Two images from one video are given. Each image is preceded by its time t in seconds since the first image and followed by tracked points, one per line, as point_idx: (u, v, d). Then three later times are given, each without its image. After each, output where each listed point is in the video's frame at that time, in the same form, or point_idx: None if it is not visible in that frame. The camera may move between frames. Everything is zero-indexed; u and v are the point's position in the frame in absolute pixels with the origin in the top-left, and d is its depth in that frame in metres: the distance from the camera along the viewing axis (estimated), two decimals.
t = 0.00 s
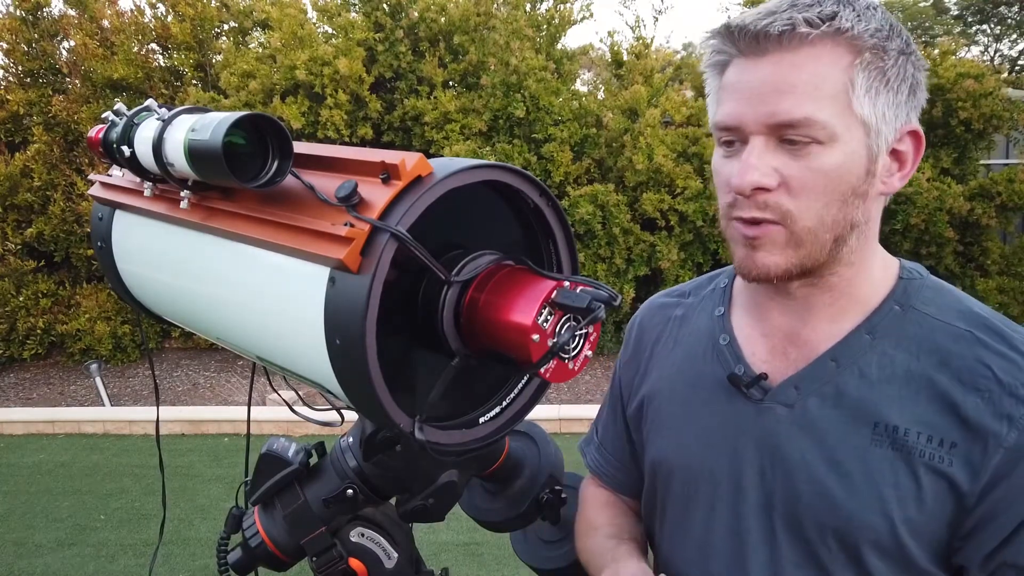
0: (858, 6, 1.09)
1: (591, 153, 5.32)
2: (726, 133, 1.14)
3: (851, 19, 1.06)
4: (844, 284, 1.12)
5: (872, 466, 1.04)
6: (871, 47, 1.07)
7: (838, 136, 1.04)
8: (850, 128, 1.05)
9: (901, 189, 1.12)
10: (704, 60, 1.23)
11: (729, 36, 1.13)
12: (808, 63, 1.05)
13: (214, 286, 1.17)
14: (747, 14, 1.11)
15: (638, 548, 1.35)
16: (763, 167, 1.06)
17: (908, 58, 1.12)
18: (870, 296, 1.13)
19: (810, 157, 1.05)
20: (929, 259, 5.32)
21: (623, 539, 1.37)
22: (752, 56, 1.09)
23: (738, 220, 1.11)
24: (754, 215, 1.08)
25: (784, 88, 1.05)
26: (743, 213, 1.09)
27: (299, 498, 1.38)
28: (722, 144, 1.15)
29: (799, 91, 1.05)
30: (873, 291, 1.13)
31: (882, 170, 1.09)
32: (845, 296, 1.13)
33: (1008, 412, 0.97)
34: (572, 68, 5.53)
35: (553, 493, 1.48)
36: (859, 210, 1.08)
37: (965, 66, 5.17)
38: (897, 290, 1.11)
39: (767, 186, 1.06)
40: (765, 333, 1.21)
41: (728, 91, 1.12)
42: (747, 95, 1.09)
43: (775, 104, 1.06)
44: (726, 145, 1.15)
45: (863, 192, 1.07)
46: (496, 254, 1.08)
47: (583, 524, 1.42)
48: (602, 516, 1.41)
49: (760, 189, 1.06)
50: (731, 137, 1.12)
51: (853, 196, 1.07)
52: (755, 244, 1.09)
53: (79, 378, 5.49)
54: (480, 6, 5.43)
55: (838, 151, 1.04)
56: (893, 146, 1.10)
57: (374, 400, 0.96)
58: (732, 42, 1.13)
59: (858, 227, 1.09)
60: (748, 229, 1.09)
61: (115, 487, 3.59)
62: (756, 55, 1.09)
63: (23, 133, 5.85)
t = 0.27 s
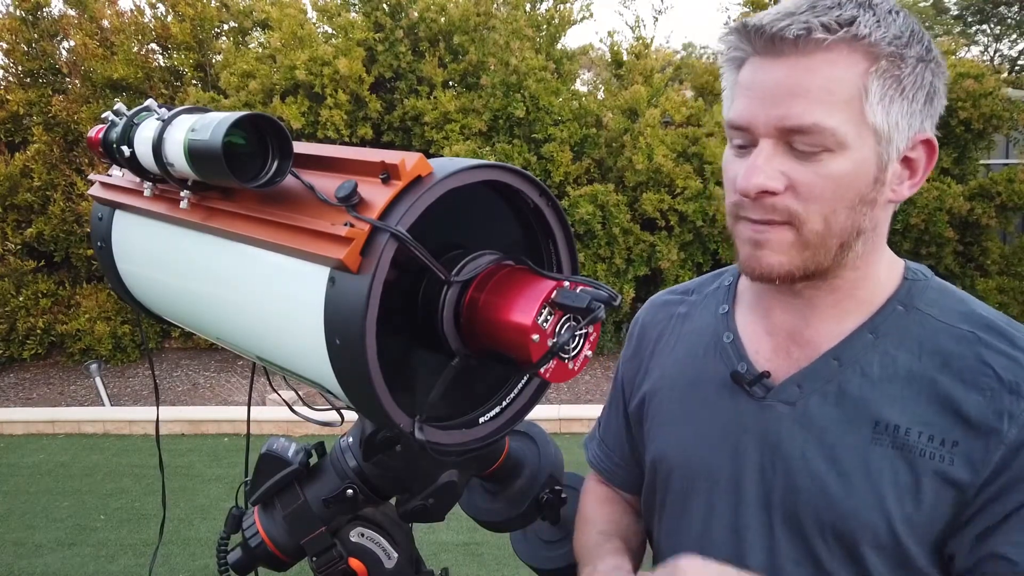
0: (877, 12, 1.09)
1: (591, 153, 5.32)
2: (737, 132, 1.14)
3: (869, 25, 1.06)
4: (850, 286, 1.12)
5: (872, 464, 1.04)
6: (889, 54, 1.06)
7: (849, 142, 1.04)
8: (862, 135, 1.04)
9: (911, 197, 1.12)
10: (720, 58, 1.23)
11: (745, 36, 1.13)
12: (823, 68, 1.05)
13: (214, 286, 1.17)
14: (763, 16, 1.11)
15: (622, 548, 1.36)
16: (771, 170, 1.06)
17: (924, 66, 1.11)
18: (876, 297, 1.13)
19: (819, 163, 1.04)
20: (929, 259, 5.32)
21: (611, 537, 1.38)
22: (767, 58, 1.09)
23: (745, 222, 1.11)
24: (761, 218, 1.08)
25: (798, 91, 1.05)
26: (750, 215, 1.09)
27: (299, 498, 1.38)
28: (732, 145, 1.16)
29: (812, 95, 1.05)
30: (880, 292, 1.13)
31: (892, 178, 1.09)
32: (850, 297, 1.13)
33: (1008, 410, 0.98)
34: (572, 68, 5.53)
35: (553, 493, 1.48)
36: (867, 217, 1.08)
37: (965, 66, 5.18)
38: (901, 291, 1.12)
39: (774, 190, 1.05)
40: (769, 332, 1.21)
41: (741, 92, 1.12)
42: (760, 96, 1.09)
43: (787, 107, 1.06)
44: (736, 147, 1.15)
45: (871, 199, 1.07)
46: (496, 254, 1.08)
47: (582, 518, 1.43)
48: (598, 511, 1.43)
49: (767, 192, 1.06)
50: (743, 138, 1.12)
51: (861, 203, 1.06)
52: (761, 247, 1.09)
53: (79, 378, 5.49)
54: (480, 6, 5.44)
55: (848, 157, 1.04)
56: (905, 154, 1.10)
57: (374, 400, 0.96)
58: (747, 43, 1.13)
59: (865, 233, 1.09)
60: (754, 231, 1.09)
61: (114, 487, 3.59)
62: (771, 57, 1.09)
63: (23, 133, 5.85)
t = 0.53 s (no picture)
0: (878, 21, 1.08)
1: (591, 153, 5.32)
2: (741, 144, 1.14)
3: (869, 36, 1.06)
4: (859, 288, 1.13)
5: (874, 460, 1.06)
6: (891, 64, 1.06)
7: (852, 153, 1.04)
8: (865, 145, 1.04)
9: (918, 201, 1.12)
10: (723, 67, 1.23)
11: (746, 48, 1.13)
12: (824, 81, 1.04)
13: (214, 286, 1.17)
14: (764, 29, 1.12)
15: (617, 544, 1.41)
16: (774, 183, 1.06)
17: (929, 72, 1.11)
18: (883, 298, 1.14)
19: (823, 174, 1.04)
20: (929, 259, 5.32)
21: (608, 533, 1.44)
22: (767, 72, 1.09)
23: (751, 233, 1.11)
24: (767, 230, 1.09)
25: (798, 104, 1.05)
26: (755, 226, 1.10)
27: (299, 498, 1.38)
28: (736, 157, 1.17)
29: (813, 108, 1.04)
30: (888, 292, 1.14)
31: (898, 184, 1.09)
32: (858, 297, 1.14)
33: (1010, 407, 0.98)
34: (572, 68, 5.53)
35: (553, 493, 1.48)
36: (872, 225, 1.08)
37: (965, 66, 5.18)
38: (909, 292, 1.14)
39: (778, 203, 1.06)
40: (778, 331, 1.24)
41: (743, 104, 1.13)
42: (761, 109, 1.09)
43: (788, 120, 1.06)
44: (739, 158, 1.16)
45: (877, 207, 1.07)
46: (496, 254, 1.08)
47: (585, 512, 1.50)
48: (598, 507, 1.48)
49: (771, 205, 1.06)
50: (746, 150, 1.12)
51: (866, 211, 1.06)
52: (769, 259, 1.10)
53: (79, 378, 5.49)
54: (480, 6, 5.44)
55: (852, 167, 1.04)
56: (911, 159, 1.10)
57: (375, 400, 0.96)
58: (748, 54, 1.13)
59: (871, 240, 1.09)
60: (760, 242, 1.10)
61: (114, 487, 3.59)
62: (771, 72, 1.08)
63: (23, 132, 5.85)
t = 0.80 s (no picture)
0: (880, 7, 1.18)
1: (591, 152, 5.32)
2: (768, 136, 1.19)
3: (882, 18, 1.15)
4: (866, 280, 1.23)
5: (875, 447, 1.14)
6: (901, 45, 1.16)
7: (885, 133, 1.13)
8: (894, 125, 1.14)
9: (921, 180, 1.25)
10: (722, 61, 1.29)
11: (764, 43, 1.18)
12: (855, 64, 1.12)
13: (214, 286, 1.17)
14: (781, 22, 1.17)
15: (615, 548, 1.47)
16: (822, 169, 1.13)
17: (920, 52, 1.22)
18: (883, 292, 1.24)
19: (864, 156, 1.12)
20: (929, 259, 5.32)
21: (608, 536, 1.50)
22: (794, 61, 1.15)
23: (792, 221, 1.18)
24: (815, 217, 1.15)
25: (836, 88, 1.12)
26: (800, 215, 1.16)
27: (299, 498, 1.38)
28: (759, 150, 1.21)
29: (850, 90, 1.11)
30: (887, 286, 1.24)
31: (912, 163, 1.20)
32: (863, 290, 1.24)
33: (1006, 395, 1.04)
34: (572, 68, 5.54)
35: (553, 493, 1.48)
36: (898, 202, 1.18)
37: (965, 66, 5.18)
38: (906, 289, 1.23)
39: (829, 188, 1.12)
40: (778, 331, 1.35)
41: (767, 97, 1.18)
42: (793, 99, 1.14)
43: (828, 104, 1.12)
44: (763, 151, 1.21)
45: (902, 184, 1.18)
46: (496, 254, 1.08)
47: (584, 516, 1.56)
48: (601, 511, 1.56)
49: (823, 191, 1.12)
50: (779, 140, 1.18)
51: (897, 188, 1.17)
52: (813, 244, 1.17)
53: (79, 378, 5.49)
54: (480, 6, 5.44)
55: (885, 146, 1.13)
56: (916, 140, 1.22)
57: (374, 399, 0.96)
58: (765, 48, 1.18)
59: (896, 219, 1.19)
60: (806, 230, 1.17)
61: (115, 487, 3.59)
62: (800, 59, 1.14)
63: (23, 132, 5.85)
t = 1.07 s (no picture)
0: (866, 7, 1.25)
1: (591, 152, 5.32)
2: (753, 127, 1.25)
3: (866, 15, 1.21)
4: (858, 274, 1.26)
5: (876, 442, 1.16)
6: (884, 41, 1.22)
7: (866, 125, 1.18)
8: (875, 119, 1.19)
9: (904, 175, 1.30)
10: (708, 60, 1.37)
11: (748, 36, 1.25)
12: (838, 55, 1.18)
13: (214, 286, 1.17)
14: (767, 15, 1.24)
15: (611, 556, 1.48)
16: (806, 158, 1.18)
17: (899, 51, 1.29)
18: (874, 287, 1.27)
19: (846, 146, 1.18)
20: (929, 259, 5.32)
21: (603, 545, 1.50)
22: (778, 53, 1.21)
23: (778, 211, 1.22)
24: (799, 206, 1.20)
25: (817, 77, 1.18)
26: (784, 204, 1.21)
27: (299, 498, 1.38)
28: (744, 142, 1.27)
29: (831, 79, 1.18)
30: (878, 281, 1.27)
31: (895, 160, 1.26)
32: (854, 287, 1.26)
33: (1001, 384, 1.07)
34: (571, 68, 5.54)
35: (553, 493, 1.48)
36: (882, 197, 1.23)
37: (965, 66, 5.18)
38: (899, 283, 1.25)
39: (812, 176, 1.17)
40: (773, 332, 1.36)
41: (753, 88, 1.24)
42: (776, 88, 1.20)
43: (810, 92, 1.18)
44: (748, 143, 1.27)
45: (885, 178, 1.23)
46: (496, 254, 1.08)
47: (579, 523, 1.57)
48: (596, 518, 1.57)
49: (807, 179, 1.17)
50: (763, 131, 1.24)
51: (880, 181, 1.22)
52: (800, 239, 1.21)
53: (79, 378, 5.49)
54: (480, 6, 5.44)
55: (867, 137, 1.19)
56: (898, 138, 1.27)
57: (374, 400, 0.96)
58: (748, 42, 1.25)
59: (880, 215, 1.24)
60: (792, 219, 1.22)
61: (115, 487, 3.59)
62: (783, 50, 1.21)
63: (23, 132, 5.85)
